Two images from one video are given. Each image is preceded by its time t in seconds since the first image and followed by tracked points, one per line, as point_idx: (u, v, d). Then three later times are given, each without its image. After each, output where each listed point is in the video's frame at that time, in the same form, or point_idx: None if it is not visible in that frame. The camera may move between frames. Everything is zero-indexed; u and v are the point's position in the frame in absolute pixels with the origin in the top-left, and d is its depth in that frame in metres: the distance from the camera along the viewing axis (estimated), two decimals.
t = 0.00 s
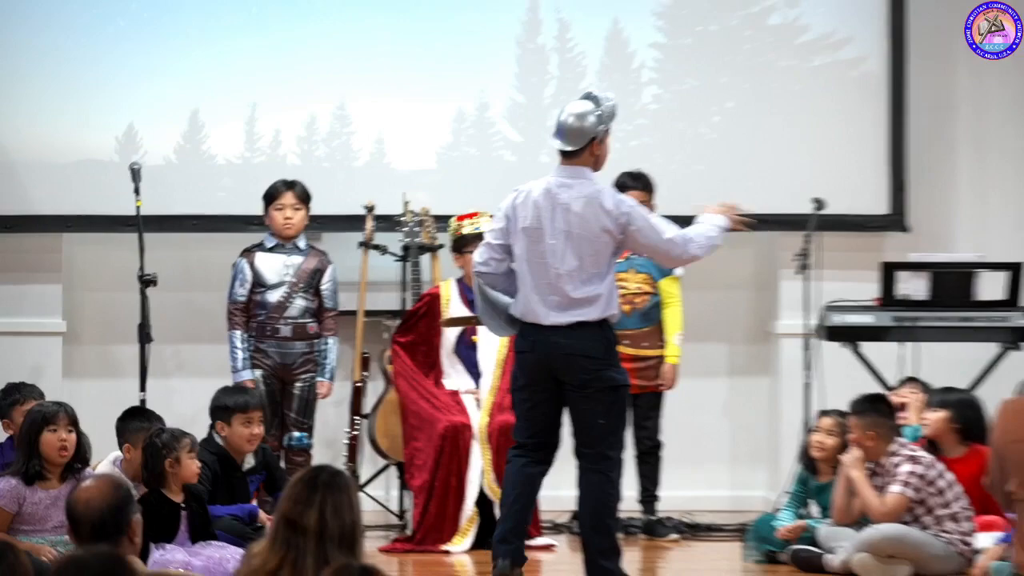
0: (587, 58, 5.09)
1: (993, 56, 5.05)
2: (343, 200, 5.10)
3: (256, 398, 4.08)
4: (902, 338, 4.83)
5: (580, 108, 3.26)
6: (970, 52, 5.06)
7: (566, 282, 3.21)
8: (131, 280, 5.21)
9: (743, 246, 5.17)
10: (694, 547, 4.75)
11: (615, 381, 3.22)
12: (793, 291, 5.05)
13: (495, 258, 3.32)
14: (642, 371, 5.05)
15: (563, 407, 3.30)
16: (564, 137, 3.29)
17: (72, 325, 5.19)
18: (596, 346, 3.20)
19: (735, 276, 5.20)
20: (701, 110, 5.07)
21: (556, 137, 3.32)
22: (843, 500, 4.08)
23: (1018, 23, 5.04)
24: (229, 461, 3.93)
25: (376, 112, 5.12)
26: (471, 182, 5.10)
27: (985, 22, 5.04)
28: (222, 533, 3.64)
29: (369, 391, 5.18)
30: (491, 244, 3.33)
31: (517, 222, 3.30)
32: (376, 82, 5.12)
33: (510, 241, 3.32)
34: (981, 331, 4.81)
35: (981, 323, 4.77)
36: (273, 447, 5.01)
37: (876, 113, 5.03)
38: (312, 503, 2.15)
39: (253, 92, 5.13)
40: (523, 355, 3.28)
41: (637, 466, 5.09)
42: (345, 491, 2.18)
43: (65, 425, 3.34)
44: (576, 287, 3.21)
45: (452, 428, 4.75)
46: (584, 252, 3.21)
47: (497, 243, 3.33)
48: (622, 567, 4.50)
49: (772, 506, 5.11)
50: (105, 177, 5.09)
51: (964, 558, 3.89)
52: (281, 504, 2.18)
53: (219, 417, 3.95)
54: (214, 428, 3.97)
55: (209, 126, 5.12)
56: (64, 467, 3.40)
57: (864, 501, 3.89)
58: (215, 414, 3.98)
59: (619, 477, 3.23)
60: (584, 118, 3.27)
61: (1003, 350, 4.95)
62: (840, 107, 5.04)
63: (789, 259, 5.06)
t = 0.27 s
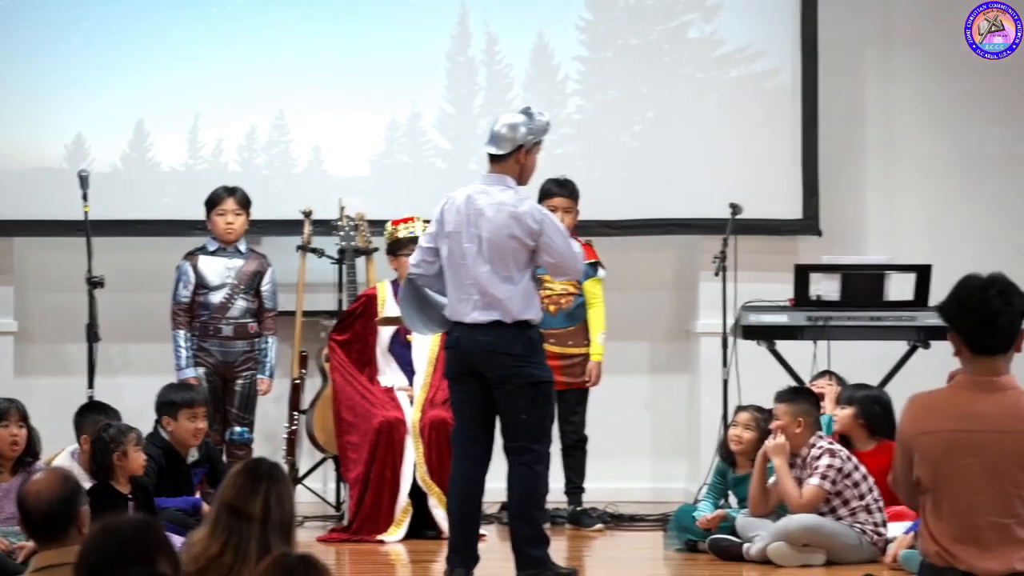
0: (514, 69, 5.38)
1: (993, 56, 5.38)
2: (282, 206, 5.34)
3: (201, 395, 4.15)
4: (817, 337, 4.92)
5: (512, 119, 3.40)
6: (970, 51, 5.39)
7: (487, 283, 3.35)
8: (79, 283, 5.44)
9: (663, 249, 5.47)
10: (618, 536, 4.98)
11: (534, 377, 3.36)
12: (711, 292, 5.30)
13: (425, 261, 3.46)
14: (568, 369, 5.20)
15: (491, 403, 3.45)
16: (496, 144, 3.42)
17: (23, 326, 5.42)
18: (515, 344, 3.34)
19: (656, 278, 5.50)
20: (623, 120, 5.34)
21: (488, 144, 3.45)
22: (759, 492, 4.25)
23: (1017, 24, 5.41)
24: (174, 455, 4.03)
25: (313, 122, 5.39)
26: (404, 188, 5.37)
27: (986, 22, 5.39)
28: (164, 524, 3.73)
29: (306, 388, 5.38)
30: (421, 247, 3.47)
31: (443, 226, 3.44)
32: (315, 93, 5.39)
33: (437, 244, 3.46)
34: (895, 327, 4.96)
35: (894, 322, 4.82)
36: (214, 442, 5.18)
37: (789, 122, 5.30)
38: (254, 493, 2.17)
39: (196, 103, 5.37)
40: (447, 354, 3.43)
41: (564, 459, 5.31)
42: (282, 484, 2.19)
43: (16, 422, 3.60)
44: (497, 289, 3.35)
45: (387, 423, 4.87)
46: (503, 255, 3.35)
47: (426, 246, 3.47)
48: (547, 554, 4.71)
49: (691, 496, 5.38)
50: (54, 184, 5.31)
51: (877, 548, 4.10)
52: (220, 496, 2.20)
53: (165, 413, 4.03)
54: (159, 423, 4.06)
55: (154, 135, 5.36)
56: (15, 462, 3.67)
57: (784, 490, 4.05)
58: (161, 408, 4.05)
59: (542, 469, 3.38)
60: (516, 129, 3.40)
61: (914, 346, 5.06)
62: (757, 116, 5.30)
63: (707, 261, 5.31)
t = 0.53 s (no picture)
0: (496, 69, 5.39)
1: (993, 56, 5.41)
2: (264, 206, 5.34)
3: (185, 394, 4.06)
4: (798, 337, 4.91)
5: (477, 118, 3.39)
6: (971, 51, 5.41)
7: (454, 284, 3.34)
8: (61, 283, 5.44)
9: (645, 249, 5.48)
10: (601, 536, 4.97)
11: (506, 378, 3.35)
12: (693, 291, 5.30)
13: (399, 265, 3.47)
14: (549, 369, 5.16)
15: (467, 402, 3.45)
16: (463, 145, 3.42)
17: (4, 327, 5.42)
18: (485, 345, 3.33)
19: (638, 278, 5.51)
20: (604, 120, 5.35)
21: (454, 145, 3.45)
22: (744, 493, 4.19)
23: (1017, 24, 5.42)
24: (157, 455, 3.92)
25: (295, 122, 5.39)
26: (386, 187, 5.36)
27: (986, 22, 5.40)
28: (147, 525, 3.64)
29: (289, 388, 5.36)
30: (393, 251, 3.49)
31: (412, 229, 3.44)
32: (297, 93, 5.39)
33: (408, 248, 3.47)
34: (878, 326, 4.95)
35: (877, 321, 4.81)
36: (197, 441, 5.15)
37: (771, 122, 5.31)
38: (233, 491, 2.19)
39: (178, 103, 5.37)
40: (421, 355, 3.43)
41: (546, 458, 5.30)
42: (264, 482, 2.21)
43: None
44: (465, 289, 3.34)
45: (368, 422, 4.84)
46: (469, 255, 3.34)
47: (398, 250, 3.49)
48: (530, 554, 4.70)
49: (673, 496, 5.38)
50: (36, 183, 5.31)
51: (861, 548, 4.11)
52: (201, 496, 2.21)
53: (149, 413, 3.93)
54: (142, 423, 3.96)
55: (135, 135, 5.36)
56: None
57: (771, 488, 3.98)
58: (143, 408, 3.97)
59: (521, 469, 3.39)
60: (480, 128, 3.40)
61: (896, 345, 5.04)
62: (739, 116, 5.33)
63: (689, 261, 5.32)
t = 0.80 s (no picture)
0: (494, 69, 5.39)
1: (993, 56, 5.42)
2: (261, 205, 5.34)
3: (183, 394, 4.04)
4: (796, 337, 4.91)
5: (465, 120, 3.39)
6: (970, 52, 5.41)
7: (443, 285, 3.34)
8: (59, 283, 5.44)
9: (644, 249, 5.48)
10: (599, 536, 4.97)
11: (498, 379, 3.35)
12: (691, 291, 5.30)
13: (388, 268, 3.49)
14: (547, 369, 5.16)
15: (460, 404, 3.45)
16: (449, 147, 3.43)
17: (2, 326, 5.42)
18: (475, 346, 3.33)
19: (635, 278, 5.50)
20: (602, 120, 5.35)
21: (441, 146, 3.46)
22: (741, 493, 4.19)
23: (1017, 24, 5.43)
24: (156, 454, 3.92)
25: (293, 122, 5.39)
26: (384, 187, 5.37)
27: (985, 22, 5.41)
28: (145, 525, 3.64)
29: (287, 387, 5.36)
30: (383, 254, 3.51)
31: (400, 232, 3.45)
32: (295, 92, 5.39)
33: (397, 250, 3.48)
34: (876, 326, 4.95)
35: (875, 322, 4.81)
36: (195, 441, 5.15)
37: (769, 123, 5.31)
38: (234, 491, 2.19)
39: (176, 103, 5.37)
40: (412, 355, 3.44)
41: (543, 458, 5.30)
42: (263, 484, 2.22)
43: None
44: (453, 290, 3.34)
45: (366, 422, 4.85)
46: (457, 256, 3.34)
47: (387, 253, 3.50)
48: (528, 555, 4.71)
49: (671, 496, 5.38)
50: (33, 183, 5.31)
51: (858, 547, 4.10)
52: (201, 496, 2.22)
53: (147, 412, 3.92)
54: (141, 422, 3.95)
55: (134, 135, 5.36)
56: None
57: (767, 488, 3.97)
58: (140, 408, 3.97)
59: (516, 468, 3.39)
60: (468, 130, 3.40)
61: (894, 345, 5.04)
62: (737, 116, 5.32)
63: (687, 261, 5.32)
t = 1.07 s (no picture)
0: (488, 69, 5.39)
1: (993, 55, 5.42)
2: (255, 205, 5.34)
3: (177, 395, 4.04)
4: (790, 337, 4.91)
5: (457, 120, 3.40)
6: (970, 51, 5.42)
7: (434, 285, 3.34)
8: (53, 282, 5.44)
9: (638, 249, 5.48)
10: (593, 536, 4.96)
11: (490, 379, 3.35)
12: (685, 292, 5.30)
13: (377, 269, 3.50)
14: (541, 369, 5.15)
15: (451, 404, 3.44)
16: (441, 146, 3.42)
17: None
18: (467, 345, 3.33)
19: (630, 279, 5.50)
20: (597, 120, 5.35)
21: (432, 147, 3.45)
22: (733, 493, 4.19)
23: (1017, 23, 5.42)
24: (150, 455, 3.92)
25: (287, 122, 5.39)
26: (378, 187, 5.37)
27: (985, 22, 5.41)
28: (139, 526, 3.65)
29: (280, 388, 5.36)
30: (373, 255, 3.50)
31: (391, 233, 3.44)
32: (289, 93, 5.39)
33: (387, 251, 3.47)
34: (870, 326, 4.95)
35: (869, 322, 4.81)
36: (189, 441, 5.14)
37: (764, 123, 5.31)
38: (225, 490, 2.18)
39: (170, 103, 5.37)
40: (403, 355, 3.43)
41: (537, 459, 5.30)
42: (258, 484, 2.21)
43: None
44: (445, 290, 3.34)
45: (360, 422, 4.85)
46: (448, 255, 3.33)
47: (378, 254, 3.49)
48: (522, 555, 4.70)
49: (665, 497, 5.38)
50: (27, 184, 5.31)
51: (851, 547, 4.10)
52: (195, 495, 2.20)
53: (142, 413, 3.92)
54: (135, 423, 3.95)
55: (128, 135, 5.35)
56: None
57: (760, 487, 4.00)
58: (135, 409, 3.96)
59: (506, 468, 3.39)
60: (460, 130, 3.41)
61: (889, 345, 5.04)
62: (732, 117, 5.32)
63: (681, 262, 5.31)
